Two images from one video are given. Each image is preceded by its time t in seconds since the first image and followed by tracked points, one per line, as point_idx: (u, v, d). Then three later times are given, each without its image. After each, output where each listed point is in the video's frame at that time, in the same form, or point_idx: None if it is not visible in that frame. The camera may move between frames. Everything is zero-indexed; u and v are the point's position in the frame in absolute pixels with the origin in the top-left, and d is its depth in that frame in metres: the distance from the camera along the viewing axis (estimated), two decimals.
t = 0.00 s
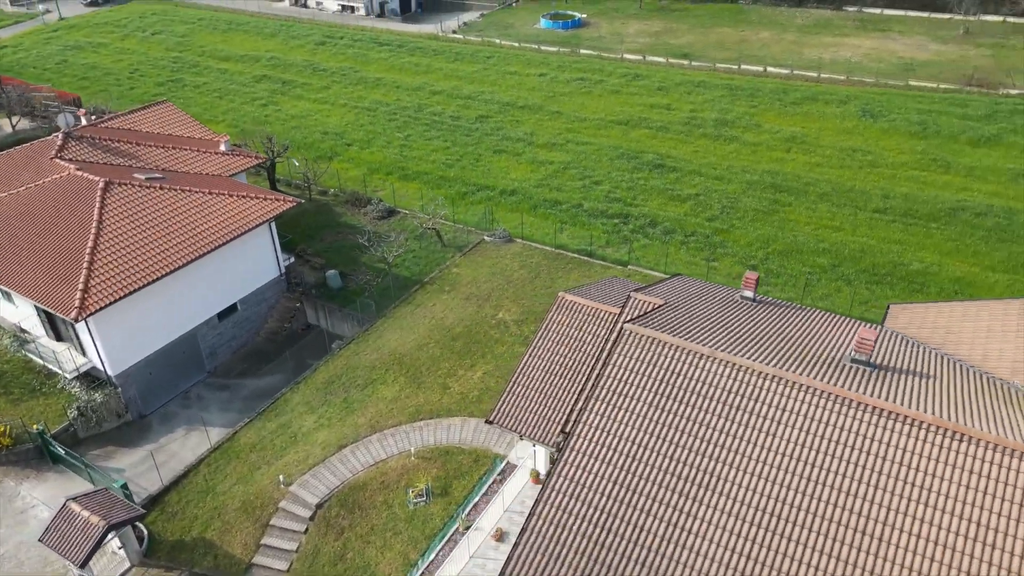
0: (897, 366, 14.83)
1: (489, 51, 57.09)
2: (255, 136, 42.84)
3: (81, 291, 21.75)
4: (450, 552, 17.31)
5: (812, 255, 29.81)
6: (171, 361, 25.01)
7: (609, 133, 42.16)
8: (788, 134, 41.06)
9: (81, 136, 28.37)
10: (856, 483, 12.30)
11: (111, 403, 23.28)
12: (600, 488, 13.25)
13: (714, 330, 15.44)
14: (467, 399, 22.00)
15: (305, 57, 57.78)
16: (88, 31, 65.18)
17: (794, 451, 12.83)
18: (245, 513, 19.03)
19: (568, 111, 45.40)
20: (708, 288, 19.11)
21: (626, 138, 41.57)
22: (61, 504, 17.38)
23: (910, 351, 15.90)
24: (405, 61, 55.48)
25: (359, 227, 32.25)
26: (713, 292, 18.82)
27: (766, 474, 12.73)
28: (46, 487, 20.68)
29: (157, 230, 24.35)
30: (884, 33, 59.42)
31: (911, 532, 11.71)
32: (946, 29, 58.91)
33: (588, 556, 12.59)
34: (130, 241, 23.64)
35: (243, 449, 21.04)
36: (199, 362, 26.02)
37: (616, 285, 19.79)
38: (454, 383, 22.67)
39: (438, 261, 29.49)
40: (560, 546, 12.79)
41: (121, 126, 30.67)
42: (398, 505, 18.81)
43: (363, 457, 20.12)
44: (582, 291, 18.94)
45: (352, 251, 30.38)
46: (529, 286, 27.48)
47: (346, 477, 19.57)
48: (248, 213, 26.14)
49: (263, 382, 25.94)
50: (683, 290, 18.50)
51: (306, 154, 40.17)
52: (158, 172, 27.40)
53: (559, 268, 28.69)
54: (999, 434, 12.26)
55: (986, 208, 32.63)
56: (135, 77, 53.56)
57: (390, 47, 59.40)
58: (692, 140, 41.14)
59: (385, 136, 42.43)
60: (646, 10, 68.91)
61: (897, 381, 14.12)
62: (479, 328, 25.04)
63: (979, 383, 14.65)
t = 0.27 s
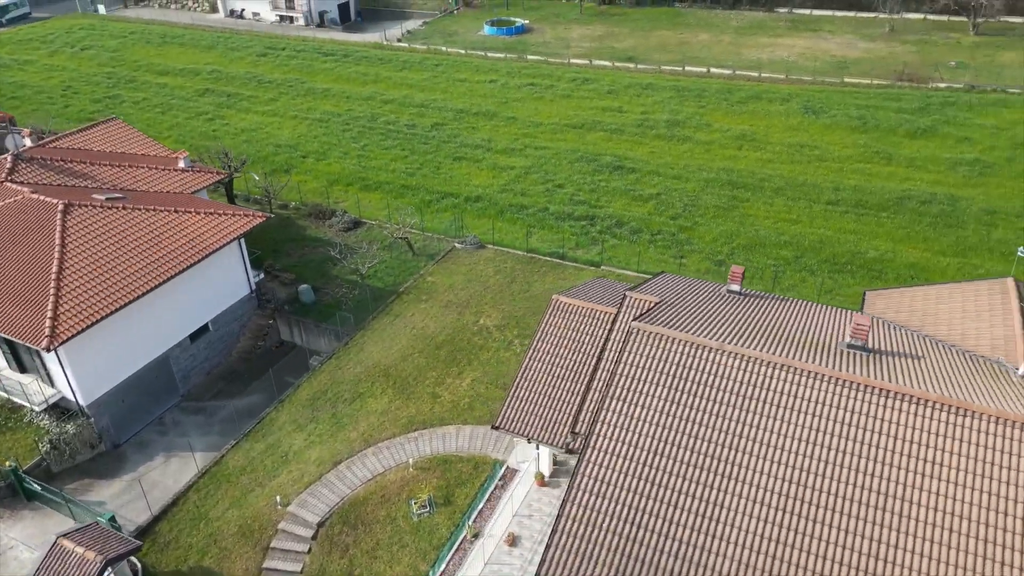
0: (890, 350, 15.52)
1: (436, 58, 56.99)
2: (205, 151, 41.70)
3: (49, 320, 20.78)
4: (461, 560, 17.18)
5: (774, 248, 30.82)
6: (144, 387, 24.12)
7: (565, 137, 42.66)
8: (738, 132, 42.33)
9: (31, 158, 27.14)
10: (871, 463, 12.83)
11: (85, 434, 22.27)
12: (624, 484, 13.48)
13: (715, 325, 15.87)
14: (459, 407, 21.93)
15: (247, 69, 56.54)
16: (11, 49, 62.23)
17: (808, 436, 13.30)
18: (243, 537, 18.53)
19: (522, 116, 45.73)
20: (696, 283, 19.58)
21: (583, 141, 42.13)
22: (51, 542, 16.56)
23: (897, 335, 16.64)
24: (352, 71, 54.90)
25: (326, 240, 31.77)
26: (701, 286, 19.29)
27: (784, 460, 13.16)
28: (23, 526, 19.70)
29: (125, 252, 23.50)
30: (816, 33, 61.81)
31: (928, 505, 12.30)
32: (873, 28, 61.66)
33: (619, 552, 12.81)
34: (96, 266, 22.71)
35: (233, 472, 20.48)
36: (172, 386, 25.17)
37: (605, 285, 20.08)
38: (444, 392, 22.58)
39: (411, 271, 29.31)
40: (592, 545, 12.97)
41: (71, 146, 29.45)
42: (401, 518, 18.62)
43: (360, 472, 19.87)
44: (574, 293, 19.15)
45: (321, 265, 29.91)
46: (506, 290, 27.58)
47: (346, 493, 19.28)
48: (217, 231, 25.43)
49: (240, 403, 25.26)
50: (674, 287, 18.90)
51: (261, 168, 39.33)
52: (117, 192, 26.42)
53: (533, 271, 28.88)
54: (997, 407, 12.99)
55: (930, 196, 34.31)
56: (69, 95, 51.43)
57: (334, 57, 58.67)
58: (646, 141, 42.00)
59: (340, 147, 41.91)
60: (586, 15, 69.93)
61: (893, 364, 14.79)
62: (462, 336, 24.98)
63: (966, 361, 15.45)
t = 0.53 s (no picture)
0: (881, 335, 16.24)
1: (382, 67, 56.60)
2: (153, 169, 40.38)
3: (19, 351, 19.80)
4: (473, 567, 17.14)
5: (738, 242, 31.77)
6: (117, 416, 23.20)
7: (521, 142, 42.99)
8: (689, 131, 43.44)
9: None
10: (882, 443, 13.38)
11: (60, 469, 21.33)
12: (648, 479, 13.72)
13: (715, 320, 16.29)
14: (451, 416, 21.86)
15: (187, 83, 54.98)
16: None
17: (821, 421, 13.79)
18: (244, 562, 18.04)
19: (477, 122, 45.86)
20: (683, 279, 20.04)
21: (539, 145, 42.53)
22: None
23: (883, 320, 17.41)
24: (297, 82, 54.01)
25: (292, 254, 31.17)
26: (689, 282, 19.76)
27: (800, 446, 13.61)
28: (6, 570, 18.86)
29: (91, 277, 22.55)
30: (750, 34, 63.95)
31: (939, 479, 12.93)
32: (803, 28, 64.17)
33: (650, 546, 13.02)
34: (63, 293, 21.75)
35: (225, 496, 19.92)
36: (146, 413, 24.27)
37: (594, 286, 20.35)
38: (434, 401, 22.47)
39: (384, 282, 29.04)
40: (622, 541, 13.15)
41: (19, 169, 28.13)
42: (407, 530, 18.44)
43: (359, 487, 19.61)
44: (566, 295, 19.35)
45: (291, 280, 29.35)
46: (484, 296, 27.62)
47: (347, 510, 19.00)
48: (186, 251, 24.68)
49: (217, 426, 24.53)
50: (663, 284, 19.28)
51: (215, 184, 38.33)
52: (76, 215, 25.37)
53: (508, 276, 29.02)
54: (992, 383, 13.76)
55: (876, 186, 35.95)
56: None
57: (277, 68, 57.62)
58: (601, 143, 42.69)
59: (295, 159, 41.19)
60: (528, 21, 70.59)
61: (888, 348, 15.48)
62: (445, 344, 24.91)
63: (950, 342, 16.29)
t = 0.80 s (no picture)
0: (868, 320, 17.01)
1: (327, 77, 55.78)
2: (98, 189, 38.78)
3: None
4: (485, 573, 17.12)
5: (701, 238, 32.64)
6: (91, 447, 22.23)
7: (478, 149, 43.07)
8: (641, 132, 44.32)
9: None
10: (889, 423, 14.07)
11: (35, 506, 20.36)
12: (670, 471, 14.02)
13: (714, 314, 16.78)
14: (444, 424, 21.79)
15: (123, 100, 52.99)
16: None
17: (829, 405, 14.40)
18: None
19: (430, 130, 45.69)
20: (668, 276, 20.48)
21: (496, 151, 42.70)
22: None
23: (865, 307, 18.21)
24: (240, 95, 52.74)
25: (258, 271, 30.46)
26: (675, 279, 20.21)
27: (812, 429, 14.18)
28: None
29: (58, 305, 21.59)
30: (687, 36, 65.69)
31: (944, 452, 13.66)
32: (737, 30, 66.28)
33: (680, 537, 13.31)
34: (29, 323, 20.76)
35: (220, 521, 19.35)
36: (120, 443, 23.33)
37: (581, 287, 20.58)
38: (425, 411, 22.34)
39: (357, 294, 28.68)
40: (652, 534, 13.41)
41: None
42: (413, 540, 18.29)
43: (360, 502, 19.34)
44: (557, 298, 19.52)
45: (261, 297, 28.68)
46: (461, 303, 27.60)
47: (350, 526, 18.71)
48: (156, 272, 23.83)
49: (196, 451, 23.77)
50: (652, 283, 19.67)
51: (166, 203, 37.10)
52: (32, 240, 24.22)
53: (482, 282, 29.06)
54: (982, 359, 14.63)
55: (825, 179, 37.46)
56: None
57: (217, 81, 56.12)
58: (557, 147, 43.16)
59: (248, 174, 40.23)
60: (469, 28, 70.73)
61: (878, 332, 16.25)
62: (428, 353, 24.79)
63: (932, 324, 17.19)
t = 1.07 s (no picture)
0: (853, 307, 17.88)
1: (271, 89, 54.70)
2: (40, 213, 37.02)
3: None
4: None
5: (666, 237, 33.39)
6: (68, 481, 21.27)
7: (435, 157, 42.95)
8: (595, 135, 45.01)
9: None
10: (889, 405, 14.94)
11: (13, 546, 19.36)
12: (691, 465, 14.55)
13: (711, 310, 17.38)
14: (437, 433, 21.70)
15: (55, 118, 50.71)
16: None
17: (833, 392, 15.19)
18: None
19: (384, 140, 45.34)
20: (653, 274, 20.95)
21: (454, 159, 42.68)
22: None
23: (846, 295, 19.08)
24: (182, 110, 51.17)
25: (224, 290, 29.65)
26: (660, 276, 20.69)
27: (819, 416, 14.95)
28: None
29: (26, 336, 20.62)
30: (627, 41, 67.01)
31: (942, 429, 14.59)
32: (675, 33, 67.96)
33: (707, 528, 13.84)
34: None
35: (218, 548, 18.79)
36: (97, 474, 22.39)
37: (569, 289, 20.83)
38: (416, 421, 22.20)
39: (332, 308, 28.24)
40: (680, 528, 13.90)
41: None
42: (421, 551, 18.15)
43: (362, 518, 19.10)
44: (549, 300, 19.71)
45: (231, 316, 27.95)
46: (439, 311, 27.50)
47: (355, 542, 18.47)
48: (126, 295, 22.92)
49: (177, 478, 23.00)
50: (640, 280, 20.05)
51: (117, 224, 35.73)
52: None
53: (457, 289, 29.02)
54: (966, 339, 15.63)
55: (776, 174, 38.81)
56: None
57: (155, 96, 54.31)
58: (514, 153, 43.43)
59: (200, 191, 39.09)
60: (410, 37, 70.42)
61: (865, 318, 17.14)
62: (413, 364, 24.62)
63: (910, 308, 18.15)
